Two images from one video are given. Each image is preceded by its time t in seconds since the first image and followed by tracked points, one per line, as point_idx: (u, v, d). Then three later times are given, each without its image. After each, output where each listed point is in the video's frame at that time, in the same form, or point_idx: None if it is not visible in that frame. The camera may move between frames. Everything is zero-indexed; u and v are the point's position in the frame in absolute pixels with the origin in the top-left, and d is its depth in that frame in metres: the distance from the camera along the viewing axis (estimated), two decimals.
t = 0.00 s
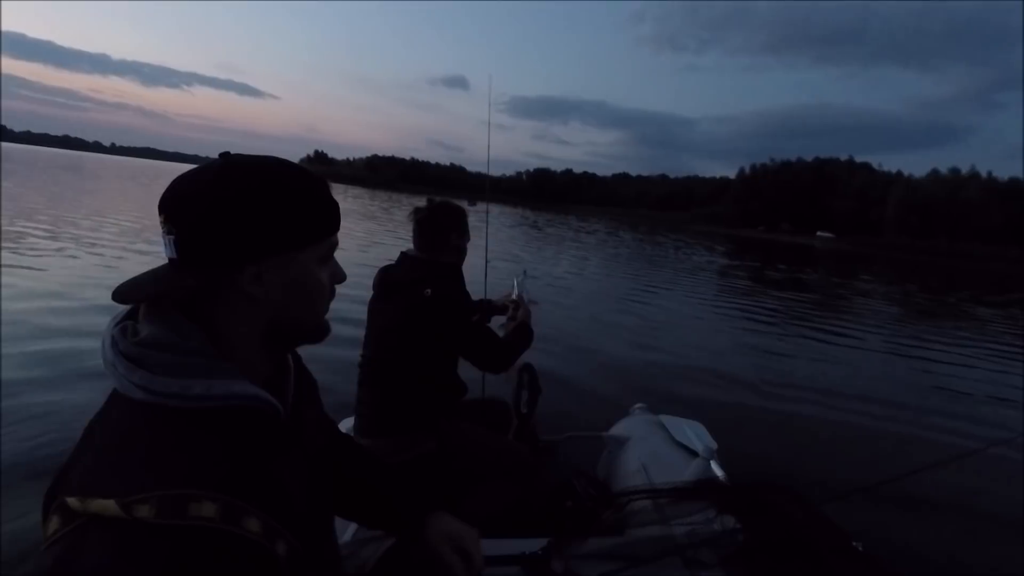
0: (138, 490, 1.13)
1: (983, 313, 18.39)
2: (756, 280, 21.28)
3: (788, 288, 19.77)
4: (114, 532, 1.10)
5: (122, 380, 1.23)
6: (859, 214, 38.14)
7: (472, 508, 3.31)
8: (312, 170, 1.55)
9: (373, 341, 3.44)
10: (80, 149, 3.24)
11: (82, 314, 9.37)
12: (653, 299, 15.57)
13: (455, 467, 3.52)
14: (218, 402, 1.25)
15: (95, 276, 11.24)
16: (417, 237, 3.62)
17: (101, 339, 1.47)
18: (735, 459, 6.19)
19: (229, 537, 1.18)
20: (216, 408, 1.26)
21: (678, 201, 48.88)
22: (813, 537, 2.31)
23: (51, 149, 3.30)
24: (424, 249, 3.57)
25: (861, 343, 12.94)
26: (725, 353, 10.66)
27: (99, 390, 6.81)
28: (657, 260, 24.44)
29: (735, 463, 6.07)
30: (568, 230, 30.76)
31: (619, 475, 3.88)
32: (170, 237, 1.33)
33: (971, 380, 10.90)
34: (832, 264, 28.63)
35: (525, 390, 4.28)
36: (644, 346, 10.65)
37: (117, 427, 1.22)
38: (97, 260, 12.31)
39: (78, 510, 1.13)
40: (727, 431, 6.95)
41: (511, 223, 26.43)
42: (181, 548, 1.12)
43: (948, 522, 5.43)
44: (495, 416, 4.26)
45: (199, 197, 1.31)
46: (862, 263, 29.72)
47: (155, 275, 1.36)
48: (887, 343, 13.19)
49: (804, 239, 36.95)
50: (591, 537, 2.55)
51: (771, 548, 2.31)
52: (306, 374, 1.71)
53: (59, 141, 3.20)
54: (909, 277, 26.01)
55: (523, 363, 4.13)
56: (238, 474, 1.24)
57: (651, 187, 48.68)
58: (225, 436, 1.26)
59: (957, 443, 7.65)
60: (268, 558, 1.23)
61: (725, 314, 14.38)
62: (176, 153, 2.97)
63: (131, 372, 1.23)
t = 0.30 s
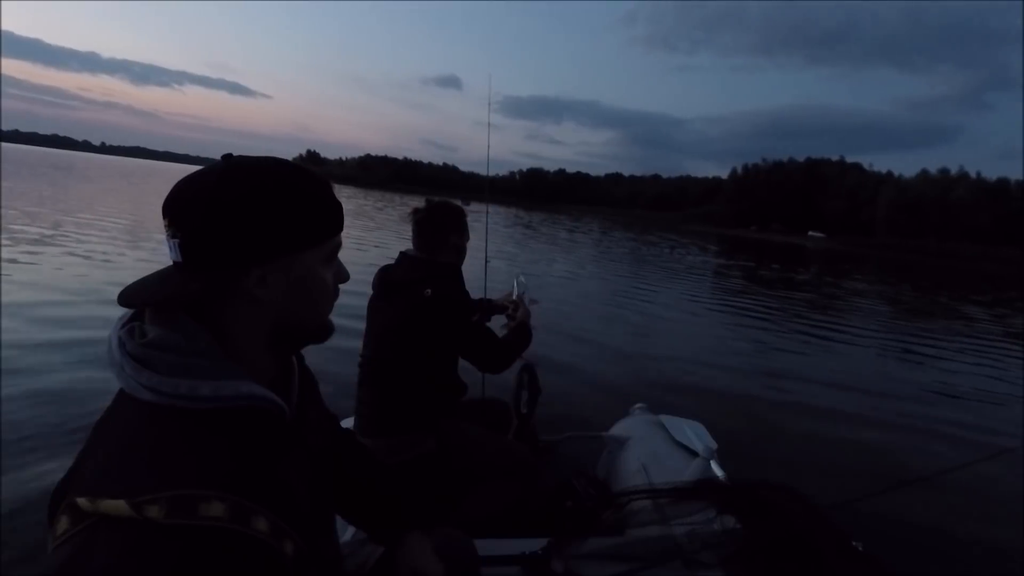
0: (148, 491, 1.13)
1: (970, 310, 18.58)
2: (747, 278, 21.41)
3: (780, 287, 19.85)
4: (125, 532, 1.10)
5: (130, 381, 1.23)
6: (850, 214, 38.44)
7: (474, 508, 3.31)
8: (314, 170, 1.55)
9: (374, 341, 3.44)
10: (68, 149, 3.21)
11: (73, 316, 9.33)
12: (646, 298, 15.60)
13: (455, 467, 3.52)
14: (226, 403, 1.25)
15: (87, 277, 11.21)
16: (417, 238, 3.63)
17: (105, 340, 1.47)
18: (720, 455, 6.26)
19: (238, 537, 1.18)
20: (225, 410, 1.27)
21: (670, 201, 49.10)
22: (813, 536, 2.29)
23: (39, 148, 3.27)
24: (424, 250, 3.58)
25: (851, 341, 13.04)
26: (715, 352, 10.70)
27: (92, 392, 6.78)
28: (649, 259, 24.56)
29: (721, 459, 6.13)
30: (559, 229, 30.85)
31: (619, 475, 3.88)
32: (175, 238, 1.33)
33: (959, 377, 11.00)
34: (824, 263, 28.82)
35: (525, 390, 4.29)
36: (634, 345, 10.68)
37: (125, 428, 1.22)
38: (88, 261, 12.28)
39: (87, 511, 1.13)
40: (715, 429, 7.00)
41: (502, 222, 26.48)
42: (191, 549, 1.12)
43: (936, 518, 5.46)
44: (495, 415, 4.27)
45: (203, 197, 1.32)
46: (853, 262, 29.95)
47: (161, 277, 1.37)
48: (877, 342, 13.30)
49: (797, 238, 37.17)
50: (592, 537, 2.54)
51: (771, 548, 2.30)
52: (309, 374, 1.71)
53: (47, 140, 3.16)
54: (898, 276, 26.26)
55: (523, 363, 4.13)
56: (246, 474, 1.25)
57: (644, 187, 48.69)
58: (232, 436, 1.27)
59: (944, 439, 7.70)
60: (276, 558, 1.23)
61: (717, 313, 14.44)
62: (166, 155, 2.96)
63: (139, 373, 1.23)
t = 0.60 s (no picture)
0: (147, 488, 1.12)
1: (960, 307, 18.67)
2: (739, 276, 21.50)
3: (771, 285, 19.85)
4: (124, 529, 1.09)
5: (130, 378, 1.23)
6: (842, 212, 38.64)
7: (473, 508, 3.29)
8: (314, 169, 1.55)
9: (373, 341, 3.44)
10: (56, 147, 3.19)
11: (63, 317, 9.24)
12: (638, 296, 15.62)
13: (455, 467, 3.52)
14: (225, 400, 1.26)
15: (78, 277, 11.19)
16: (416, 237, 3.62)
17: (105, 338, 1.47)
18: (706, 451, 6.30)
19: (238, 535, 1.18)
20: (225, 406, 1.27)
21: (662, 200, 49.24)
22: (813, 537, 2.31)
23: (27, 146, 3.25)
24: (423, 250, 3.58)
25: (843, 338, 13.10)
26: (706, 352, 10.67)
27: (82, 393, 6.70)
28: (640, 257, 24.64)
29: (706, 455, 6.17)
30: (550, 228, 30.93)
31: (618, 475, 3.89)
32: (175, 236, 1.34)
33: (950, 374, 11.03)
34: (815, 261, 28.94)
35: (525, 390, 4.29)
36: (624, 344, 10.64)
37: (126, 425, 1.22)
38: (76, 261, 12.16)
39: (87, 508, 1.13)
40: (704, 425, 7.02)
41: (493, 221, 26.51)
42: (191, 545, 1.12)
43: (929, 516, 5.47)
44: (495, 416, 4.27)
45: (203, 196, 1.32)
46: (844, 260, 30.11)
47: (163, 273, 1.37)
48: (869, 339, 13.34)
49: (788, 237, 37.32)
50: (592, 537, 2.53)
51: (772, 550, 2.30)
52: (309, 372, 1.71)
53: (34, 138, 3.15)
54: (888, 273, 26.45)
55: (522, 363, 4.13)
56: (246, 470, 1.25)
57: (636, 185, 48.55)
58: (232, 433, 1.27)
59: (934, 436, 7.72)
60: (276, 556, 1.23)
61: (710, 311, 14.47)
62: (160, 155, 2.94)
63: (139, 371, 1.23)
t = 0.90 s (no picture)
0: (150, 485, 1.13)
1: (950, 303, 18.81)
2: (730, 274, 21.63)
3: (764, 283, 19.88)
4: (128, 526, 1.09)
5: (133, 376, 1.23)
6: (834, 211, 38.96)
7: (473, 507, 3.28)
8: (317, 170, 1.56)
9: (373, 341, 3.44)
10: (48, 147, 3.19)
11: (55, 318, 9.18)
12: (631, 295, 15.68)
13: (455, 466, 3.52)
14: (227, 397, 1.26)
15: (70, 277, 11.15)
16: (416, 238, 3.63)
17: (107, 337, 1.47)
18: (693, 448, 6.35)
19: (241, 532, 1.18)
20: (226, 404, 1.27)
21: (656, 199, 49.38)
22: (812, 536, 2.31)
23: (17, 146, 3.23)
24: (423, 251, 3.58)
25: (835, 335, 13.18)
26: (697, 350, 10.66)
27: (77, 393, 6.70)
28: (632, 256, 24.74)
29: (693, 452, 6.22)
30: (541, 227, 31.00)
31: (618, 475, 3.90)
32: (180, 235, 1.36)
33: (942, 370, 11.09)
34: (808, 259, 29.10)
35: (525, 390, 4.30)
36: (615, 343, 10.63)
37: (129, 424, 1.22)
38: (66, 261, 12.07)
39: (90, 505, 1.13)
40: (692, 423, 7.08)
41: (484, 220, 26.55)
42: (195, 542, 1.12)
43: (921, 514, 5.50)
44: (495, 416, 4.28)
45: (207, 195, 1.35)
46: (835, 259, 30.32)
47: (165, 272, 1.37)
48: (861, 336, 13.42)
49: (780, 235, 37.54)
50: (592, 536, 2.56)
51: (771, 548, 2.31)
52: (309, 371, 1.71)
53: (25, 138, 3.14)
54: (879, 271, 26.67)
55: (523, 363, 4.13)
56: (249, 468, 1.25)
57: (628, 184, 48.52)
58: (235, 430, 1.27)
59: (921, 432, 7.81)
60: (279, 553, 1.24)
61: (702, 309, 14.52)
62: (153, 153, 2.92)
63: (141, 369, 1.23)
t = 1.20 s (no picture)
0: (149, 482, 1.13)
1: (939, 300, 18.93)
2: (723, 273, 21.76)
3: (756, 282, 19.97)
4: (127, 522, 1.09)
5: (131, 373, 1.23)
6: (825, 211, 39.30)
7: (473, 507, 3.28)
8: (319, 171, 1.56)
9: (373, 340, 3.45)
10: (39, 145, 3.19)
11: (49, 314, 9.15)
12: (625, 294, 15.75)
13: (455, 466, 3.52)
14: (225, 395, 1.26)
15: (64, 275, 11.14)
16: (417, 239, 3.63)
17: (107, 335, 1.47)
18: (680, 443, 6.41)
19: (240, 528, 1.19)
20: (225, 401, 1.27)
21: (649, 199, 49.61)
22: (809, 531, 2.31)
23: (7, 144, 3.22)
24: (425, 252, 3.58)
25: (828, 333, 13.25)
26: (688, 349, 10.70)
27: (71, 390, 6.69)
28: (625, 255, 24.87)
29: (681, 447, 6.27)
30: (533, 225, 31.15)
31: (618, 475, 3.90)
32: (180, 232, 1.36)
33: (932, 367, 11.15)
34: (800, 259, 29.27)
35: (525, 390, 4.31)
36: (605, 341, 10.67)
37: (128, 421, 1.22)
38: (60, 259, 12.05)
39: (89, 501, 1.13)
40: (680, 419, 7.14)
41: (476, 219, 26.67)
42: (193, 539, 1.12)
43: (908, 508, 5.55)
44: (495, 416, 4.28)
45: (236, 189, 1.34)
46: (827, 258, 30.56)
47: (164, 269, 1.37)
48: (854, 334, 13.50)
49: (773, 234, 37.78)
50: (592, 536, 2.60)
51: (770, 546, 2.29)
52: (309, 370, 1.71)
53: (16, 136, 3.13)
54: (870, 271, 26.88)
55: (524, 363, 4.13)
56: (248, 465, 1.25)
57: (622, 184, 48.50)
58: (234, 428, 1.27)
59: (908, 427, 7.89)
60: (278, 550, 1.24)
61: (696, 308, 14.58)
62: (144, 151, 2.92)
63: (140, 366, 1.23)
